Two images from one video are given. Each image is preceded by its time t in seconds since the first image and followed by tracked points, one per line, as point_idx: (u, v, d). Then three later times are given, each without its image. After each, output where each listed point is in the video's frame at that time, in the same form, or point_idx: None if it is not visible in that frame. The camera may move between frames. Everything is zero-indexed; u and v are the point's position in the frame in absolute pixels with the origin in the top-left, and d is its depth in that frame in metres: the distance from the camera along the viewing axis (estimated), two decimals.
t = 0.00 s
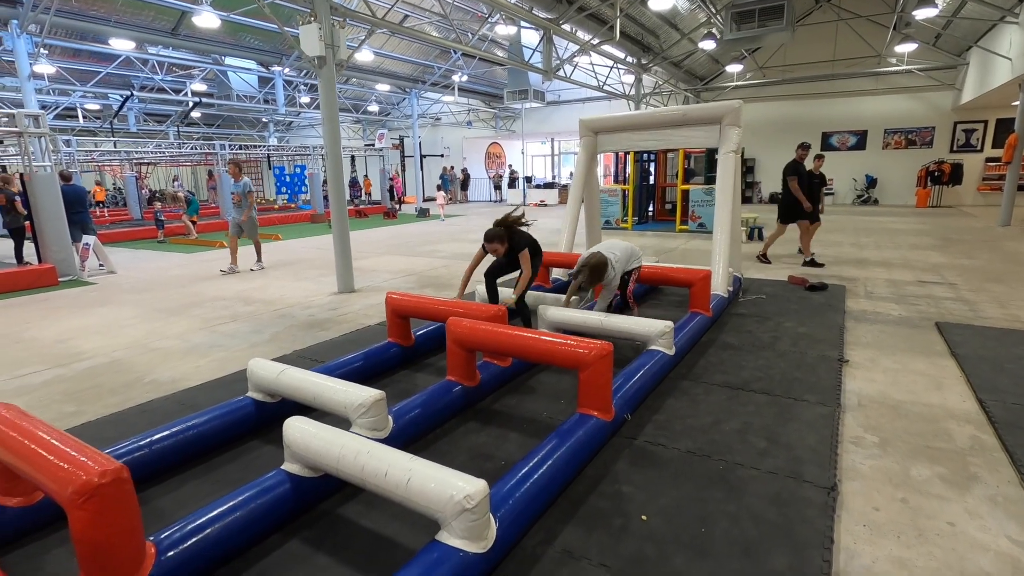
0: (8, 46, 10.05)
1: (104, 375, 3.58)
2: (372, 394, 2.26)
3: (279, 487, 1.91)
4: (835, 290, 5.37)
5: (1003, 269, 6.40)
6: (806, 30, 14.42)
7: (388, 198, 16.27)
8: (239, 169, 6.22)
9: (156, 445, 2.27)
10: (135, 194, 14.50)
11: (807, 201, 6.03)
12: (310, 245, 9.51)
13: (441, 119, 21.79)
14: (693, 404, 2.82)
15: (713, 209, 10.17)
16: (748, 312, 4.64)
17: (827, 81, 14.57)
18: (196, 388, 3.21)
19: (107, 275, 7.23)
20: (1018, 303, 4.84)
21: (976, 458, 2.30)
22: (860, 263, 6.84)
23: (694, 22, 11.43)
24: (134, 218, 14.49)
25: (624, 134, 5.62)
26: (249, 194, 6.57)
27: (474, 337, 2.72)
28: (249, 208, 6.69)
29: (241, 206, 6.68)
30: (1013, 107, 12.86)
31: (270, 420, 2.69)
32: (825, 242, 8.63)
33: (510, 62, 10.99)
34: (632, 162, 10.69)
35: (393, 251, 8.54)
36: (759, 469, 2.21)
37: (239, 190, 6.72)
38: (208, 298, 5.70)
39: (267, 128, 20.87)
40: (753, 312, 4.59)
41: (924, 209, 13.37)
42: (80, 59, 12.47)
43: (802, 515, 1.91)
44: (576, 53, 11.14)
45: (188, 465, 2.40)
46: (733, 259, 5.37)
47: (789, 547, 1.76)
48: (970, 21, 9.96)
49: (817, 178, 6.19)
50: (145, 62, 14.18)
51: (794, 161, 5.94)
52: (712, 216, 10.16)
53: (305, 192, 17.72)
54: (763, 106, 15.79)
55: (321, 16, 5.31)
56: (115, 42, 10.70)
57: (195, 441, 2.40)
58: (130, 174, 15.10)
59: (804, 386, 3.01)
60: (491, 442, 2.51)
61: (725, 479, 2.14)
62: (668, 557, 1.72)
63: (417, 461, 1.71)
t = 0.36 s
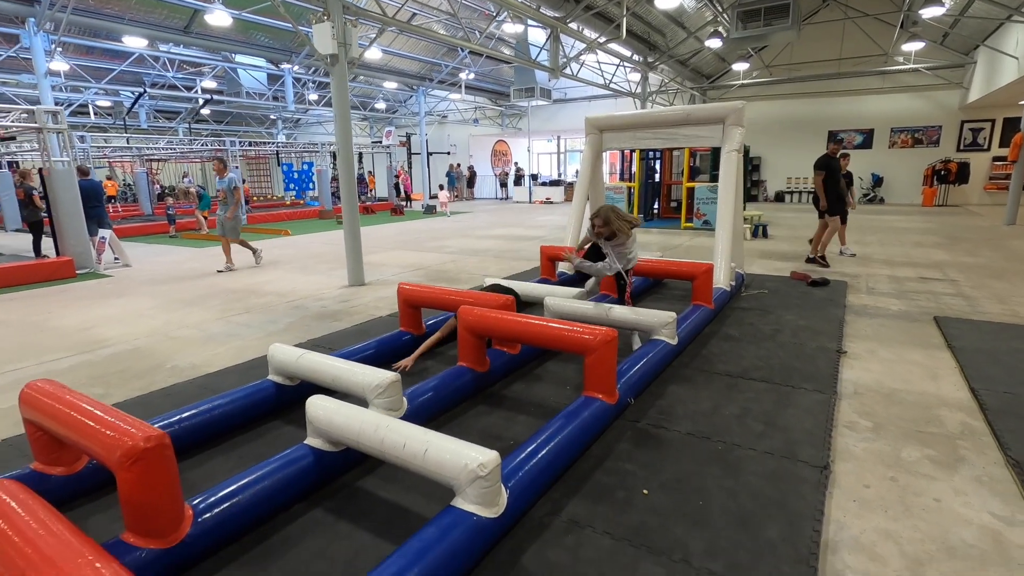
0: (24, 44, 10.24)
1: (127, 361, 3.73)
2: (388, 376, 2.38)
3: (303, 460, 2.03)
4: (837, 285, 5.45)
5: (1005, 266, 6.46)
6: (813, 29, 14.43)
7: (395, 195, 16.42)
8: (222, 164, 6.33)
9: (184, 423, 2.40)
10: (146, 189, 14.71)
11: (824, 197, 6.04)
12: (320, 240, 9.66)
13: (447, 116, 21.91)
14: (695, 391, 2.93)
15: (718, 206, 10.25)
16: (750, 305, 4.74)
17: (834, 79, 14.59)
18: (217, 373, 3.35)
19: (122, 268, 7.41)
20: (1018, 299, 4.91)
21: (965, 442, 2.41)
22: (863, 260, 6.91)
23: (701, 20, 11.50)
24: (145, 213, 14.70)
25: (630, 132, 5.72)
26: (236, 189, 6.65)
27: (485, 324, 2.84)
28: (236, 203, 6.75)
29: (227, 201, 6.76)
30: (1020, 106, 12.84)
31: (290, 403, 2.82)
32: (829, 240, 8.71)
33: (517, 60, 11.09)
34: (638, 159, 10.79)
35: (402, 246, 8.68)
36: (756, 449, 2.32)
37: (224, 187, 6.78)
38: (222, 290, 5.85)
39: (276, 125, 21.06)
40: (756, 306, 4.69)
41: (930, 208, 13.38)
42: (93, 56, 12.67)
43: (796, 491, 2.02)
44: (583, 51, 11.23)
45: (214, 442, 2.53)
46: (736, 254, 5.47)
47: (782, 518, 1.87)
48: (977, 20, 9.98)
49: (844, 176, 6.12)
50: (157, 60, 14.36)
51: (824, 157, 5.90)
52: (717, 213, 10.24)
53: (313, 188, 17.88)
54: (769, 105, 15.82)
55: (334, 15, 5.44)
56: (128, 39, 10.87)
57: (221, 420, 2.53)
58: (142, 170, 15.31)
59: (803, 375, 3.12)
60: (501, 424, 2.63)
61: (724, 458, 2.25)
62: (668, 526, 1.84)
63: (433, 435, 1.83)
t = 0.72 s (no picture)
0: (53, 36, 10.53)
1: (164, 339, 3.96)
2: (414, 349, 2.56)
3: (340, 422, 2.22)
4: (846, 276, 5.55)
5: (1016, 260, 6.50)
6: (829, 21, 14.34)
7: (409, 186, 16.61)
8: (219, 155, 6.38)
9: (226, 390, 2.61)
10: (167, 179, 15.03)
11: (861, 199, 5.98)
12: (338, 229, 9.89)
13: (462, 108, 22.02)
14: (702, 371, 3.09)
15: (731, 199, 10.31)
16: (759, 294, 4.87)
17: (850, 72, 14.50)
18: (251, 350, 3.57)
19: (149, 254, 7.68)
20: None
21: (958, 419, 2.54)
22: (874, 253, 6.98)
23: (716, 12, 11.50)
24: (166, 202, 15.04)
25: (644, 124, 5.83)
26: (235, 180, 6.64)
27: (503, 304, 3.02)
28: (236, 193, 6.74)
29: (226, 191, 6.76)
30: None
31: (320, 376, 3.02)
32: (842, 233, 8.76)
33: (532, 52, 11.17)
34: (651, 152, 10.87)
35: (417, 236, 8.87)
36: (759, 422, 2.47)
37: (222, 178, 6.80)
38: (247, 275, 6.08)
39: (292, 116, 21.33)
40: (764, 295, 4.82)
41: (946, 202, 13.28)
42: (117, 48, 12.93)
43: (794, 458, 2.18)
44: (598, 43, 11.29)
45: (252, 409, 2.74)
46: (747, 245, 5.58)
47: (781, 481, 2.02)
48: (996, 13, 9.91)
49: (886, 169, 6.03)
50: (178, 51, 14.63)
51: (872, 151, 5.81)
52: (729, 206, 10.31)
53: (328, 179, 18.12)
54: (784, 97, 15.75)
55: (357, 9, 5.61)
56: (152, 31, 11.11)
57: (259, 389, 2.74)
58: (163, 159, 15.63)
59: (807, 359, 3.26)
60: (518, 397, 2.81)
61: (728, 430, 2.41)
62: (674, 486, 2.01)
63: (460, 399, 2.01)
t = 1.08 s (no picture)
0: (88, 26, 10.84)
1: (206, 318, 4.16)
2: (448, 329, 2.69)
3: (380, 395, 2.37)
4: (868, 269, 5.57)
5: None
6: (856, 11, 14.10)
7: (429, 175, 16.76)
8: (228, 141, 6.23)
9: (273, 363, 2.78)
10: (193, 166, 15.37)
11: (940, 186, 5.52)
12: (361, 217, 10.08)
13: (482, 98, 22.06)
14: (723, 356, 3.19)
15: (752, 191, 10.27)
16: (779, 285, 4.93)
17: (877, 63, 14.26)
18: (289, 330, 3.74)
19: (182, 239, 7.94)
20: None
21: (976, 406, 2.61)
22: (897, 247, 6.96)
23: (741, 2, 11.39)
24: (193, 189, 15.39)
25: (667, 115, 5.89)
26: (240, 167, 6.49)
27: (531, 290, 3.13)
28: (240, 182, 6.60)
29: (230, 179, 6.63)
30: None
31: (354, 353, 3.17)
32: (864, 226, 8.70)
33: (554, 42, 11.19)
34: (672, 143, 10.86)
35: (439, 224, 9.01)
36: (779, 405, 2.57)
37: (227, 165, 6.65)
38: (278, 260, 6.29)
39: (314, 105, 21.55)
40: (785, 286, 4.88)
41: (973, 197, 13.06)
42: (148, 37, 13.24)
43: (813, 438, 2.27)
44: (620, 33, 11.26)
45: (295, 382, 2.91)
46: (769, 236, 5.62)
47: (800, 459, 2.13)
48: None
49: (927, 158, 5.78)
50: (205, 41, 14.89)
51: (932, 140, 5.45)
52: (750, 198, 10.27)
53: (349, 167, 18.34)
54: (809, 89, 15.55)
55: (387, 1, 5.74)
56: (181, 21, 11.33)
57: (301, 363, 2.91)
58: (189, 147, 15.96)
59: (826, 347, 3.34)
60: (545, 377, 2.95)
61: (748, 411, 2.51)
62: (697, 460, 2.12)
63: (495, 373, 2.14)
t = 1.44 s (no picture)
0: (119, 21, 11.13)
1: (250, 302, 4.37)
2: (489, 309, 2.84)
3: (430, 369, 2.54)
4: (889, 260, 5.63)
5: None
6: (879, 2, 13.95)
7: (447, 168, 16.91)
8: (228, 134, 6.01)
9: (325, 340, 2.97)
10: (217, 158, 15.67)
11: (1000, 180, 5.30)
12: (384, 208, 10.27)
13: (498, 91, 22.13)
14: (749, 340, 3.32)
15: (771, 184, 10.29)
16: (801, 274, 5.02)
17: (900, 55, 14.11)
18: (330, 313, 3.93)
19: (213, 229, 8.18)
20: None
21: (996, 387, 2.72)
22: (918, 239, 6.99)
23: None
24: (216, 181, 15.70)
25: (689, 108, 5.98)
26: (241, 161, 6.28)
27: (567, 273, 3.27)
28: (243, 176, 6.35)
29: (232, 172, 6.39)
30: None
31: (397, 334, 3.35)
32: (885, 219, 8.71)
33: (573, 35, 11.25)
34: (691, 136, 10.90)
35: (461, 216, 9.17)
36: (805, 384, 2.70)
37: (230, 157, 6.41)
38: (309, 249, 6.49)
39: (333, 99, 21.80)
40: (807, 275, 4.97)
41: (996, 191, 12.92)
42: (175, 31, 13.53)
43: (839, 414, 2.40)
44: (640, 26, 11.29)
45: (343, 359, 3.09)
46: (790, 228, 5.70)
47: (826, 431, 2.25)
48: None
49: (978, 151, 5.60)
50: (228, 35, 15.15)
51: (996, 131, 5.25)
52: (769, 191, 10.29)
53: (368, 160, 18.57)
54: (830, 81, 15.41)
55: None
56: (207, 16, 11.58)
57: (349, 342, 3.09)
58: (212, 140, 16.27)
59: (849, 332, 3.44)
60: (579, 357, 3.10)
61: (776, 389, 2.64)
62: (729, 432, 2.26)
63: (540, 348, 2.29)
